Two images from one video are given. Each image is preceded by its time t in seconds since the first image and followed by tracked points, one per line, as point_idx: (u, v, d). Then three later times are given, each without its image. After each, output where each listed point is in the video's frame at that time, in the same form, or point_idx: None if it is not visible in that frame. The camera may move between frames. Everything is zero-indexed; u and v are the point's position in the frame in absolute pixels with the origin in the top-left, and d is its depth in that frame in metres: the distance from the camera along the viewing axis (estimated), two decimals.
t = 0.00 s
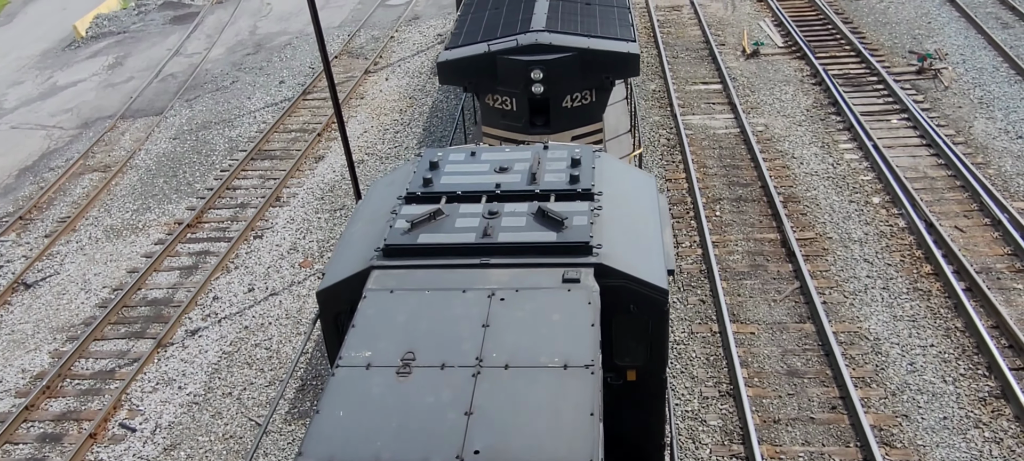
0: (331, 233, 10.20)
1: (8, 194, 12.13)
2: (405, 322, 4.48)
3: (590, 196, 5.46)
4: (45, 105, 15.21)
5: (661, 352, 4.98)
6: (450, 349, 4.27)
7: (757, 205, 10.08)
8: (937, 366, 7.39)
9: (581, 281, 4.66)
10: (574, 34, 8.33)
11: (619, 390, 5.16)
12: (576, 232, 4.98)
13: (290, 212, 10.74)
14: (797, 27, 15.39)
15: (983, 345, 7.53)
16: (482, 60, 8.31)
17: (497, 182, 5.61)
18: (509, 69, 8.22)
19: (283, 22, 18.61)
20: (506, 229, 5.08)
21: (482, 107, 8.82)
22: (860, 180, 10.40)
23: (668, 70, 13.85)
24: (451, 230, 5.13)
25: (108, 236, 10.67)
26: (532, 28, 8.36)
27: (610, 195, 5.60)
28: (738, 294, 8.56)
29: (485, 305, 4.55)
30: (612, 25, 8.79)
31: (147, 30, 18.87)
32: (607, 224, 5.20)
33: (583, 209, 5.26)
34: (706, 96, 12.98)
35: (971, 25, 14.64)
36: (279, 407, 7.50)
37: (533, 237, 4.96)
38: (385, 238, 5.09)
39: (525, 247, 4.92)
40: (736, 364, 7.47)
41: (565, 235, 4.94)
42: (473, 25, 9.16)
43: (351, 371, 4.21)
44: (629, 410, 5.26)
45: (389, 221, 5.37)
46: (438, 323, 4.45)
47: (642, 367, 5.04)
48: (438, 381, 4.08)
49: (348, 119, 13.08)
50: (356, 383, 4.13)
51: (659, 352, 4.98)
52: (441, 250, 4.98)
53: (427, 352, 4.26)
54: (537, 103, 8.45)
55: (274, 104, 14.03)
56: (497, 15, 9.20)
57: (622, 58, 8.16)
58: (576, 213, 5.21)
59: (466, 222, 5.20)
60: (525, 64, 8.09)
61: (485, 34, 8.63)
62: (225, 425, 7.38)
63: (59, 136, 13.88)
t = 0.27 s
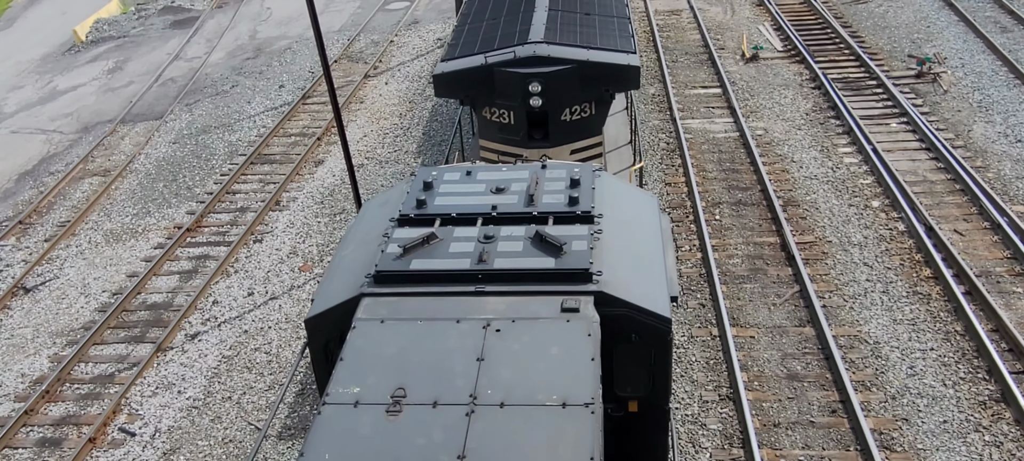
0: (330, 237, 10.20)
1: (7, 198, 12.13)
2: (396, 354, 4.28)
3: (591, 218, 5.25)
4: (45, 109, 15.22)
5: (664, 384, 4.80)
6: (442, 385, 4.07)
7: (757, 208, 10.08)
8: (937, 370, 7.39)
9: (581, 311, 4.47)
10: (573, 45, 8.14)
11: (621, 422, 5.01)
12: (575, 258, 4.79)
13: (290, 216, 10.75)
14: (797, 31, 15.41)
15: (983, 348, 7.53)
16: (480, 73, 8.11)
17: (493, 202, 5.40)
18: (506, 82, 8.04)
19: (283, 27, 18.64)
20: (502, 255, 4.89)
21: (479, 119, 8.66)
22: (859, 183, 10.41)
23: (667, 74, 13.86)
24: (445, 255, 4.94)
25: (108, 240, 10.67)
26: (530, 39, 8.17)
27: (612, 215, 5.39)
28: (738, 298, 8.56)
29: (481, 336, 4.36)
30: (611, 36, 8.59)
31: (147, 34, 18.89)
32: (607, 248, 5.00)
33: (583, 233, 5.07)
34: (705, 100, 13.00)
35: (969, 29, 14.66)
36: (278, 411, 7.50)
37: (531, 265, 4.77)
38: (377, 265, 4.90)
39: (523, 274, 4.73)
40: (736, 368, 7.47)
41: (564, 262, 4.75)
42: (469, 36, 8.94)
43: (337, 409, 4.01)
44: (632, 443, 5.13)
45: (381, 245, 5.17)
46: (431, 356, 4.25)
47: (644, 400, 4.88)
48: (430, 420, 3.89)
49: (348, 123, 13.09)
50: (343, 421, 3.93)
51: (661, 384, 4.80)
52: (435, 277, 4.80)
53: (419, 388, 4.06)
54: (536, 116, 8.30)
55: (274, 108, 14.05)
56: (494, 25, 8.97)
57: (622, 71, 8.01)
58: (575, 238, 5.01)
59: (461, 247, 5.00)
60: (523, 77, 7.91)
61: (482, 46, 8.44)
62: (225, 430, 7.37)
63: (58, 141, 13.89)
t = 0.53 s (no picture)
0: (330, 239, 10.20)
1: (7, 201, 12.13)
2: (385, 389, 4.22)
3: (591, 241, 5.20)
4: (45, 112, 15.23)
5: (665, 413, 4.76)
6: (432, 421, 4.01)
7: (757, 211, 10.09)
8: (937, 373, 7.39)
9: (578, 341, 4.43)
10: (572, 54, 7.86)
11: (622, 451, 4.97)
12: (573, 285, 4.74)
13: (290, 218, 10.75)
14: (796, 34, 15.43)
15: (983, 351, 7.53)
16: (476, 85, 7.85)
17: (488, 223, 5.34)
18: (504, 93, 7.78)
19: (283, 29, 18.65)
20: (497, 280, 4.84)
21: (476, 131, 8.41)
22: (859, 186, 10.41)
23: (667, 77, 13.88)
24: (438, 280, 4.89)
25: (108, 242, 10.67)
26: (528, 49, 7.89)
27: (612, 238, 5.36)
28: (738, 301, 8.56)
29: (474, 368, 4.30)
30: (612, 45, 8.29)
31: (148, 37, 18.90)
32: (607, 273, 4.97)
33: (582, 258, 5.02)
34: (705, 103, 13.01)
35: (969, 32, 14.67)
36: (278, 414, 7.49)
37: (527, 291, 4.72)
38: (367, 291, 4.83)
39: (518, 301, 4.67)
40: (736, 371, 7.47)
41: (562, 289, 4.70)
42: (466, 44, 8.63)
43: (323, 447, 3.94)
44: None
45: (373, 269, 5.12)
46: (422, 390, 4.19)
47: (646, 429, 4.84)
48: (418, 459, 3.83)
49: (348, 125, 13.09)
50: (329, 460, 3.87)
51: (662, 413, 4.76)
52: (429, 304, 4.74)
53: (407, 424, 4.01)
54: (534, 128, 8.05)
55: (274, 111, 14.05)
56: (491, 34, 8.66)
57: (623, 82, 7.74)
58: (573, 262, 4.97)
59: (455, 271, 4.96)
60: (521, 88, 7.65)
61: (479, 56, 8.16)
62: (224, 432, 7.36)
63: (59, 143, 13.89)
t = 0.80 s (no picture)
0: (331, 241, 10.21)
1: (9, 199, 12.14)
2: (372, 424, 3.89)
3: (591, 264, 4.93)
4: (47, 111, 15.24)
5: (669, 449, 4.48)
6: None
7: (758, 216, 10.09)
8: (937, 379, 7.38)
9: (579, 374, 4.14)
10: (574, 66, 7.54)
11: None
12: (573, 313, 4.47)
13: (291, 219, 10.76)
14: (799, 40, 15.44)
15: (983, 358, 7.52)
16: (474, 95, 7.54)
17: (484, 245, 5.07)
18: (503, 105, 7.47)
19: (286, 31, 18.68)
20: (493, 308, 4.57)
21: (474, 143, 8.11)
22: (860, 192, 10.41)
23: (669, 81, 13.89)
24: (430, 307, 4.62)
25: (108, 242, 10.67)
26: (529, 59, 7.58)
27: (613, 260, 5.09)
28: (739, 306, 8.55)
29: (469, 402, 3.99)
30: (616, 56, 7.97)
31: (150, 37, 18.93)
32: (607, 301, 4.71)
33: (582, 283, 4.76)
34: (707, 108, 13.01)
35: (972, 39, 14.69)
36: (277, 415, 7.49)
37: (523, 320, 4.46)
38: (355, 318, 4.57)
39: (515, 331, 4.41)
40: (736, 375, 7.47)
41: (561, 318, 4.43)
42: (465, 53, 8.34)
43: None
44: None
45: (362, 295, 4.86)
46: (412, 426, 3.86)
47: None
48: None
49: (350, 127, 13.10)
50: None
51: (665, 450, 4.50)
52: (420, 334, 4.48)
53: None
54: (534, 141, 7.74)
55: (276, 112, 14.07)
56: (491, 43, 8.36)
57: (625, 95, 7.40)
58: (572, 289, 4.71)
59: (448, 297, 4.69)
60: (521, 100, 7.33)
61: (478, 65, 7.86)
62: (223, 433, 7.36)
63: (60, 142, 13.90)
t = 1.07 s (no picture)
0: (331, 244, 10.21)
1: (9, 199, 12.14)
2: None
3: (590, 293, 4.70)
4: (49, 111, 15.26)
5: None
6: None
7: (758, 225, 10.09)
8: (936, 391, 7.37)
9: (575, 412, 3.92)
10: (575, 80, 7.46)
11: None
12: (571, 346, 4.24)
13: (291, 222, 10.76)
14: (801, 50, 15.48)
15: (982, 370, 7.51)
16: (473, 109, 7.43)
17: (479, 271, 4.86)
18: (503, 119, 7.36)
19: (289, 34, 18.72)
20: (486, 339, 4.33)
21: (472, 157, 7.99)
22: (861, 203, 10.42)
23: (671, 89, 13.91)
24: (420, 338, 4.37)
25: (108, 242, 10.67)
26: (529, 73, 7.50)
27: (611, 288, 4.88)
28: (738, 315, 8.54)
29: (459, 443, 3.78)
30: (617, 70, 7.89)
31: (153, 38, 18.97)
32: (606, 333, 4.48)
33: (580, 314, 4.52)
34: (708, 116, 13.03)
35: (973, 51, 14.72)
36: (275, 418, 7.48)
37: (518, 353, 4.21)
38: (343, 347, 4.32)
39: (510, 364, 4.17)
40: (734, 384, 7.46)
41: (557, 352, 4.20)
42: (464, 65, 8.26)
43: None
44: None
45: (351, 322, 4.65)
46: None
47: None
48: None
49: (351, 131, 13.11)
50: None
51: None
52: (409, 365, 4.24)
53: None
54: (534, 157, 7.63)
55: (278, 115, 14.09)
56: (491, 55, 8.28)
57: (627, 109, 7.28)
58: (570, 321, 4.46)
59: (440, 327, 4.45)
60: (521, 115, 7.23)
61: (477, 78, 7.78)
62: (221, 435, 7.34)
63: (62, 142, 13.91)
